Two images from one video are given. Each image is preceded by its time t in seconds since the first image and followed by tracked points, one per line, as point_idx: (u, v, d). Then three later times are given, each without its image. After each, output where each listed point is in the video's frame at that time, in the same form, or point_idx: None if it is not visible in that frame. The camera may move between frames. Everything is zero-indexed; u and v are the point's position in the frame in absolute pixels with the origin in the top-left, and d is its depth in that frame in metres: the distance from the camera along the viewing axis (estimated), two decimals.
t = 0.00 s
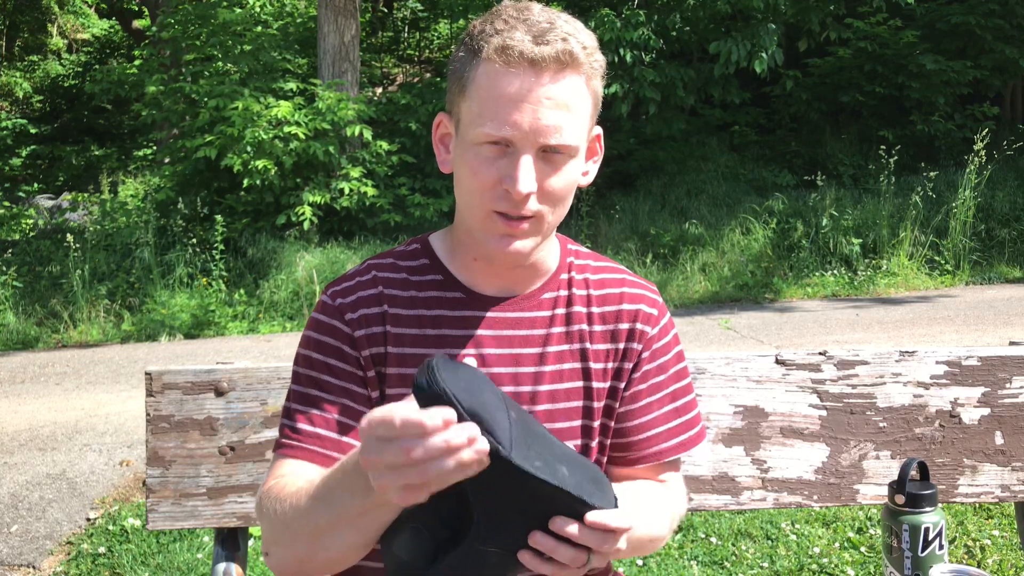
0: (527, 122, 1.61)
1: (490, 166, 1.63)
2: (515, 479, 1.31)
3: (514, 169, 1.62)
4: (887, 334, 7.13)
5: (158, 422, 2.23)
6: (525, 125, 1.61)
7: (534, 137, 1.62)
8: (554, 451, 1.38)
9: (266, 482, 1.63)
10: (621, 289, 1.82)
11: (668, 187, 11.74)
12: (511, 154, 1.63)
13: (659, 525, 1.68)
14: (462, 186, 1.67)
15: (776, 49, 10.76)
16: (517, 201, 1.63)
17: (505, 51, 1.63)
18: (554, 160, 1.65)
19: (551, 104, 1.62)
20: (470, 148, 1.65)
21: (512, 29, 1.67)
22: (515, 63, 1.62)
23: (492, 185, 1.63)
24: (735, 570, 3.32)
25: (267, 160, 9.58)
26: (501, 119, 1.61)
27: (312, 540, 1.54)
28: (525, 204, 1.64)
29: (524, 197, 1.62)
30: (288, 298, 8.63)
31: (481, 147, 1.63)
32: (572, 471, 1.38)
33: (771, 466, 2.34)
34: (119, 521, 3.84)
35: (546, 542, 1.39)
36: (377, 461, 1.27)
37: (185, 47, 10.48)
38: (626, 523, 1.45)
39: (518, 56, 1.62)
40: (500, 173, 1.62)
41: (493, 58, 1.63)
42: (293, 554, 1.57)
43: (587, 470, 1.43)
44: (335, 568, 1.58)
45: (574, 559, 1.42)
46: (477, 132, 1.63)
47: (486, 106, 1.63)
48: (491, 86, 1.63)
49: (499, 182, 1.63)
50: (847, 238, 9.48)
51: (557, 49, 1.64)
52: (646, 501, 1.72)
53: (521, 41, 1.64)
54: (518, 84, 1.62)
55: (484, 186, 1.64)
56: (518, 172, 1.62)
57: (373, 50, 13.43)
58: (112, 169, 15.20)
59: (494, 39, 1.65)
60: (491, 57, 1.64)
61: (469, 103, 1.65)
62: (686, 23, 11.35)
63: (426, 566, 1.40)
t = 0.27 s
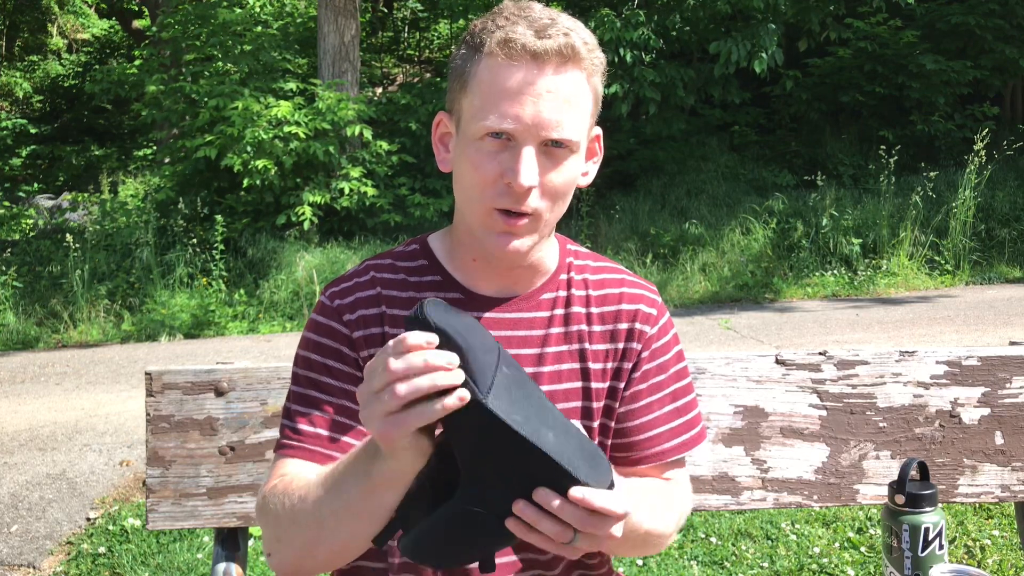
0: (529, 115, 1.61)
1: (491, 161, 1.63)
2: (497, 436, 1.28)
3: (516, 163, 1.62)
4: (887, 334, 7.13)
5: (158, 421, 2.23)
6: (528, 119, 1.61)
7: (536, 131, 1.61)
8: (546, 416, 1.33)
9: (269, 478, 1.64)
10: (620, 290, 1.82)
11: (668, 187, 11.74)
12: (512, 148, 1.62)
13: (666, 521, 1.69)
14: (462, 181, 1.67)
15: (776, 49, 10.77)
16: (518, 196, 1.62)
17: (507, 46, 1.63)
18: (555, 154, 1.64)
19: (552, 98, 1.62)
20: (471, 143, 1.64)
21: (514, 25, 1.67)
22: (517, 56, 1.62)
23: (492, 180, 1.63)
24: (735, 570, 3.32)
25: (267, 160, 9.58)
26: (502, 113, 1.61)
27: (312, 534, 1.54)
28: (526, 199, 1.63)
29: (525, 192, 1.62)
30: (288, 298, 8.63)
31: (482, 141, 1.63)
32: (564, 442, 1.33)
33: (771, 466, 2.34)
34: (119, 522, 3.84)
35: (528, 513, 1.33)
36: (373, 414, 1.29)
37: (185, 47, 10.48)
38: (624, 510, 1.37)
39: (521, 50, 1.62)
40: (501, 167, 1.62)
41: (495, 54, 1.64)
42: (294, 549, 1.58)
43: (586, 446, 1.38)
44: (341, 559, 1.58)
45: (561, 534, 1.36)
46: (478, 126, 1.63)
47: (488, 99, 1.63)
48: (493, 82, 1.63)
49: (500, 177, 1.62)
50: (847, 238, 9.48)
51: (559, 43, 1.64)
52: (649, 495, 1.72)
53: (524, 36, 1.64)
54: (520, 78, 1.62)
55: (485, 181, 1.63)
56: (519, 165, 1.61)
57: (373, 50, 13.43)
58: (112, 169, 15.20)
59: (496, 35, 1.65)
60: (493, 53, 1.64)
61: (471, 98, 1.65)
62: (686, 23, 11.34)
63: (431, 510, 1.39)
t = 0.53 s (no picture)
0: (529, 111, 1.61)
1: (491, 158, 1.63)
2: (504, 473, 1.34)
3: (516, 159, 1.62)
4: (887, 334, 7.13)
5: (158, 422, 2.23)
6: (528, 115, 1.61)
7: (536, 127, 1.62)
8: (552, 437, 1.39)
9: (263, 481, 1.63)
10: (619, 290, 1.82)
11: (668, 187, 11.74)
12: (513, 144, 1.63)
13: (661, 522, 1.68)
14: (462, 179, 1.67)
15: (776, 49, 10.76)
16: (518, 192, 1.63)
17: (507, 42, 1.63)
18: (556, 151, 1.65)
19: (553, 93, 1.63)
20: (471, 140, 1.65)
21: (513, 22, 1.68)
22: (517, 53, 1.63)
23: (492, 176, 1.63)
24: (735, 570, 3.32)
25: (267, 160, 9.58)
26: (502, 109, 1.62)
27: (310, 542, 1.54)
28: (527, 195, 1.64)
29: (526, 188, 1.62)
30: (288, 298, 8.64)
31: (482, 138, 1.64)
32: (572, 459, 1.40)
33: (771, 466, 2.34)
34: (119, 522, 3.84)
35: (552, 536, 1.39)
36: (379, 455, 1.29)
37: (185, 47, 10.48)
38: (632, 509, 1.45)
39: (520, 45, 1.63)
40: (502, 164, 1.62)
41: (495, 49, 1.64)
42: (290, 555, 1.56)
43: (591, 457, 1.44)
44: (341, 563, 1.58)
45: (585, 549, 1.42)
46: (478, 122, 1.63)
47: (488, 96, 1.63)
48: (492, 77, 1.63)
49: (500, 173, 1.63)
50: (847, 238, 9.48)
51: (559, 39, 1.65)
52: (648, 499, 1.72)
53: (523, 31, 1.65)
54: (520, 73, 1.62)
55: (486, 178, 1.64)
56: (520, 162, 1.62)
57: (373, 50, 13.43)
58: (112, 169, 15.19)
59: (495, 30, 1.66)
60: (492, 48, 1.64)
61: (471, 95, 1.66)
62: (686, 23, 11.34)
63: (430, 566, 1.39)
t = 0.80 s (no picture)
0: (532, 115, 1.61)
1: (494, 160, 1.62)
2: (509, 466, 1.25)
3: (519, 163, 1.61)
4: (887, 334, 7.13)
5: (158, 422, 2.23)
6: (531, 118, 1.61)
7: (539, 131, 1.61)
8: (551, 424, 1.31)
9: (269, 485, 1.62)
10: (620, 290, 1.82)
11: (668, 187, 11.74)
12: (515, 147, 1.62)
13: (669, 519, 1.69)
14: (464, 180, 1.67)
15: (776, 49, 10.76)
16: (520, 196, 1.62)
17: (513, 45, 1.63)
18: (558, 155, 1.65)
19: (557, 98, 1.62)
20: (473, 141, 1.64)
21: (519, 25, 1.68)
22: (522, 56, 1.63)
23: (494, 179, 1.62)
24: (735, 570, 3.32)
25: (267, 160, 9.58)
26: (506, 112, 1.61)
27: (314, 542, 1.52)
28: (528, 199, 1.63)
29: (527, 192, 1.62)
30: (288, 298, 8.64)
31: (484, 140, 1.63)
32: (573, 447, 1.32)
33: (771, 466, 2.34)
34: (119, 521, 3.84)
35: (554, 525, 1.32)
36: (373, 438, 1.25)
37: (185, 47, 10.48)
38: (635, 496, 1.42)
39: (526, 49, 1.63)
40: (504, 167, 1.62)
41: (501, 52, 1.64)
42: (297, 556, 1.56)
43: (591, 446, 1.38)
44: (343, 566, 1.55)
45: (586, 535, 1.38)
46: (482, 124, 1.63)
47: (492, 98, 1.63)
48: (497, 79, 1.63)
49: (502, 175, 1.62)
50: (847, 238, 9.49)
51: (564, 44, 1.65)
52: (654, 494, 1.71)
53: (529, 35, 1.65)
54: (525, 77, 1.62)
55: (488, 180, 1.63)
56: (522, 165, 1.61)
57: (373, 50, 13.43)
58: (112, 169, 15.21)
59: (502, 33, 1.66)
60: (498, 51, 1.64)
61: (475, 97, 1.65)
62: (686, 23, 11.34)
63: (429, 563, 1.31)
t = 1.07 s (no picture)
0: (536, 116, 1.61)
1: (497, 161, 1.62)
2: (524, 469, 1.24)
3: (522, 163, 1.62)
4: (887, 333, 7.13)
5: (158, 422, 2.23)
6: (535, 119, 1.61)
7: (542, 131, 1.61)
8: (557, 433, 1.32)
9: (265, 488, 1.63)
10: (621, 292, 1.82)
11: (668, 187, 11.74)
12: (519, 148, 1.62)
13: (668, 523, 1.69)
14: (466, 180, 1.67)
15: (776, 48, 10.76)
16: (523, 196, 1.62)
17: (516, 45, 1.64)
18: (562, 156, 1.64)
19: (559, 99, 1.63)
20: (476, 142, 1.64)
21: (522, 25, 1.68)
22: (525, 57, 1.63)
23: (497, 179, 1.63)
24: (735, 570, 3.32)
25: (267, 160, 9.58)
26: (509, 113, 1.61)
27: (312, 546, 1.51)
28: (531, 199, 1.63)
29: (530, 193, 1.62)
30: (288, 298, 8.65)
31: (487, 140, 1.63)
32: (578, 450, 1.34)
33: (771, 466, 2.34)
34: (119, 522, 3.84)
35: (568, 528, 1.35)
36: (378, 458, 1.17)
37: (185, 46, 10.49)
38: (646, 496, 1.44)
39: (529, 50, 1.63)
40: (507, 167, 1.62)
41: (504, 52, 1.64)
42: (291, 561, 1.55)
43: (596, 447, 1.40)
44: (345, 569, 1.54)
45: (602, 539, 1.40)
46: (484, 124, 1.63)
47: (495, 98, 1.63)
48: (500, 80, 1.63)
49: (505, 176, 1.62)
50: (847, 239, 9.49)
51: (567, 44, 1.65)
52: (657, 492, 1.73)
53: (532, 35, 1.65)
54: (528, 78, 1.62)
55: (491, 181, 1.63)
56: (525, 166, 1.61)
57: (373, 50, 13.44)
58: (112, 169, 15.21)
59: (505, 33, 1.66)
60: (502, 51, 1.64)
61: (478, 97, 1.65)
62: (687, 23, 11.35)
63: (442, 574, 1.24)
